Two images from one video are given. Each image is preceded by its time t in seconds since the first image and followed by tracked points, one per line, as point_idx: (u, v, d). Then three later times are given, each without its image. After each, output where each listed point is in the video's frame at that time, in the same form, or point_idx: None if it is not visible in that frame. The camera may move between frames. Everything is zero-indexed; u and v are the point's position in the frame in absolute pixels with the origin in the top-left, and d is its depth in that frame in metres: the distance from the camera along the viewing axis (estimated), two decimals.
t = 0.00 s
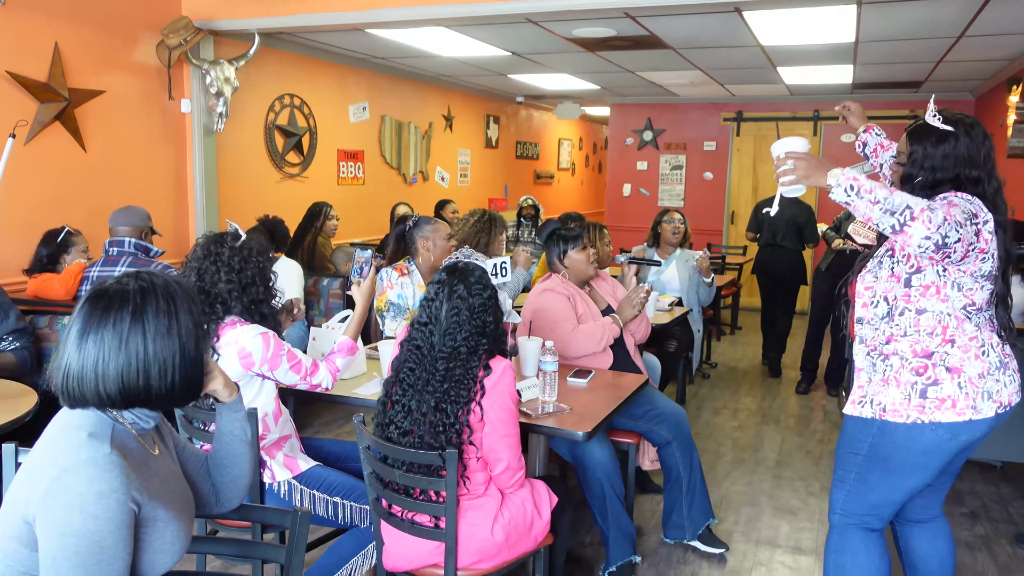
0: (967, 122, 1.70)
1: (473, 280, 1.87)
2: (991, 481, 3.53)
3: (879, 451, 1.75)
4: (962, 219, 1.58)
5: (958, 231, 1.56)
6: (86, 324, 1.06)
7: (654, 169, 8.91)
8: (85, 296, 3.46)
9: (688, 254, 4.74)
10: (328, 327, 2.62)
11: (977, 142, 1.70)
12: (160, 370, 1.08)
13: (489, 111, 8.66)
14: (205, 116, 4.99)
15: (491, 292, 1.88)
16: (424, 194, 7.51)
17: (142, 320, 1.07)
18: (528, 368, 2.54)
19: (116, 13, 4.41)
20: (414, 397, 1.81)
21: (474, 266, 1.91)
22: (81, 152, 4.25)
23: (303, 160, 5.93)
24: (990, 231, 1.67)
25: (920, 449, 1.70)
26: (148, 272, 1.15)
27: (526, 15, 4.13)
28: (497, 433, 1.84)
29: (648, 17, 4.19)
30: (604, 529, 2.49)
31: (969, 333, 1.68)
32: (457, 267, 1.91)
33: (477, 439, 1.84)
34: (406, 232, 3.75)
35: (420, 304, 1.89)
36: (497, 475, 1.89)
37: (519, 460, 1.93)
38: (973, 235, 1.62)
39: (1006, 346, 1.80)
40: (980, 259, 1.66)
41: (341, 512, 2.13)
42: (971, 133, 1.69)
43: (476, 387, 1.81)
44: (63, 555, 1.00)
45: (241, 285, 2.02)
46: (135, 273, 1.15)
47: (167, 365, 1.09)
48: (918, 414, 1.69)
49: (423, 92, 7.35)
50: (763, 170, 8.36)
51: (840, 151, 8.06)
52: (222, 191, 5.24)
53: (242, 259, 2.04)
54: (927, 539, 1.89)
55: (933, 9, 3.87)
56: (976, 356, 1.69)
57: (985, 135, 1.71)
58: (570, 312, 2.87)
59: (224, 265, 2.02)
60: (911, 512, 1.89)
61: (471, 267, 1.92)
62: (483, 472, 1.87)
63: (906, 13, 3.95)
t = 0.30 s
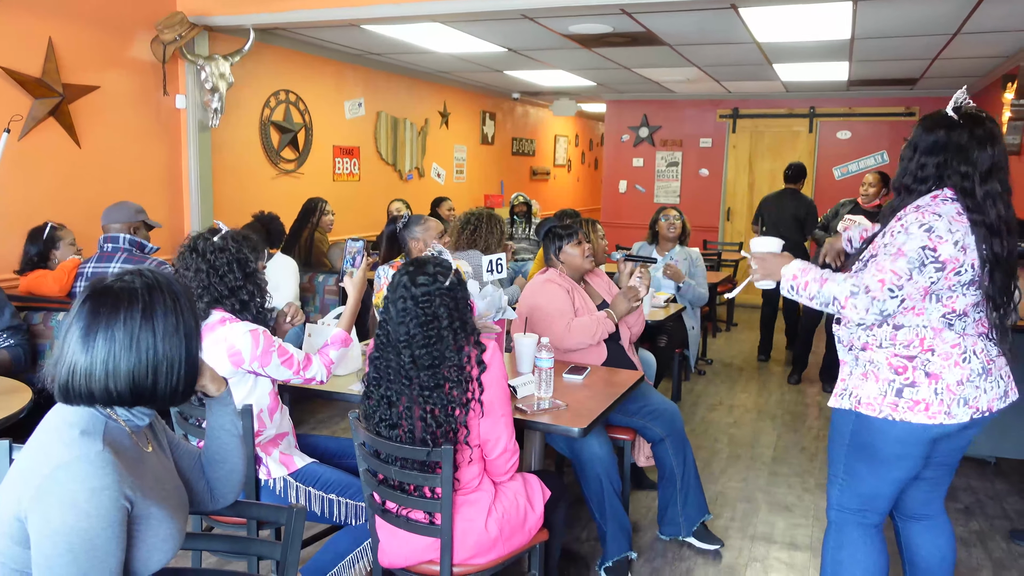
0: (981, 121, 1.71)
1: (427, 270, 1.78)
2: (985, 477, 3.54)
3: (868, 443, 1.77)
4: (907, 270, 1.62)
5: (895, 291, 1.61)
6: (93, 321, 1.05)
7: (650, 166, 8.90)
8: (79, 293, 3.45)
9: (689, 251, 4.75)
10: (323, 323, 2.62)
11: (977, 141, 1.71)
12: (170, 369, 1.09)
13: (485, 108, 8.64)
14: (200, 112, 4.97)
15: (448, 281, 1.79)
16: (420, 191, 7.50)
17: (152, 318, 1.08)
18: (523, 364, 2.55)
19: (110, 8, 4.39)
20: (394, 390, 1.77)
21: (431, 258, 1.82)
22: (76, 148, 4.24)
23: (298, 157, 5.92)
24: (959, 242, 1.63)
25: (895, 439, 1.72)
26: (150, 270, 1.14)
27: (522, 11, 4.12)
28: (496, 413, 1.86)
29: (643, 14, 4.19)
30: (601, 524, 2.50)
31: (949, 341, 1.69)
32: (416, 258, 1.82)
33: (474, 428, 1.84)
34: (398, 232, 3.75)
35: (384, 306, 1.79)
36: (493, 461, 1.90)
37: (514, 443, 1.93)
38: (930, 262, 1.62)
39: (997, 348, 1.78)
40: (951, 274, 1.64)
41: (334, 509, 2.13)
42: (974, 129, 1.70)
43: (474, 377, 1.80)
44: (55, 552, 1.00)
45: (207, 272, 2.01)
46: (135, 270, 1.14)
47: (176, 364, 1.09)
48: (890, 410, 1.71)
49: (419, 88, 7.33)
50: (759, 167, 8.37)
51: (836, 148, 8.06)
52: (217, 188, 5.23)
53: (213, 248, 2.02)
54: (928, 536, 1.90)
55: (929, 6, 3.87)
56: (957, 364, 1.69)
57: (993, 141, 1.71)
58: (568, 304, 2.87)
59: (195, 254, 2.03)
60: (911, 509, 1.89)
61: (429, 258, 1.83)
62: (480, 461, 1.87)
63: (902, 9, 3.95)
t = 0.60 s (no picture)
0: (925, 126, 1.70)
1: (408, 272, 1.80)
2: (981, 477, 3.55)
3: (859, 446, 1.77)
4: (841, 284, 1.71)
5: (840, 309, 1.71)
6: (79, 320, 1.05)
7: (647, 166, 8.91)
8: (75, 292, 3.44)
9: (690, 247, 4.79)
10: (320, 323, 2.62)
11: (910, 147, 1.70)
12: (157, 367, 1.08)
13: (482, 108, 8.64)
14: (196, 111, 4.96)
15: (431, 278, 1.80)
16: (416, 190, 7.50)
17: (138, 316, 1.07)
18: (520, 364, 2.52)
19: (106, 7, 4.38)
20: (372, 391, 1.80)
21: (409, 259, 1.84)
22: (71, 147, 4.23)
23: (295, 156, 5.91)
24: (885, 240, 1.68)
25: (883, 439, 1.73)
26: (141, 268, 1.14)
27: (520, 11, 4.12)
28: (503, 416, 1.83)
29: (641, 14, 4.19)
30: (598, 524, 2.50)
31: (916, 335, 1.70)
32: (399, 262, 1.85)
33: (472, 434, 1.81)
34: (399, 232, 3.74)
35: (380, 304, 1.82)
36: (498, 463, 1.88)
37: (518, 444, 1.91)
38: (859, 266, 1.69)
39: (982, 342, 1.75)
40: (889, 271, 1.69)
41: (332, 511, 2.12)
42: (910, 134, 1.70)
43: (456, 391, 1.77)
44: (52, 551, 1.00)
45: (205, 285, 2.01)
46: (128, 268, 1.14)
47: (164, 362, 1.08)
48: (874, 412, 1.72)
49: (416, 88, 7.33)
50: (756, 168, 8.38)
51: (832, 148, 8.07)
52: (213, 187, 5.22)
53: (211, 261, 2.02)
54: (923, 540, 1.90)
55: (926, 7, 3.88)
56: (929, 357, 1.70)
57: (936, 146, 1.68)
58: (558, 296, 2.90)
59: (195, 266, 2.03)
60: (905, 511, 1.90)
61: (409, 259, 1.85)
62: (483, 463, 1.86)
63: (899, 11, 3.96)
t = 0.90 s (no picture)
0: (890, 130, 1.70)
1: (434, 272, 1.81)
2: (972, 473, 3.57)
3: (827, 443, 1.80)
4: (805, 277, 1.75)
5: (806, 301, 1.74)
6: (67, 320, 1.04)
7: (640, 165, 8.92)
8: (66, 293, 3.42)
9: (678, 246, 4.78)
10: (314, 322, 2.61)
11: (875, 154, 1.71)
12: (143, 369, 1.08)
13: (475, 107, 8.64)
14: (188, 111, 4.95)
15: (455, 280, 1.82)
16: (409, 189, 7.49)
17: (127, 317, 1.07)
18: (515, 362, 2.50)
19: (97, 7, 4.36)
20: (384, 395, 1.78)
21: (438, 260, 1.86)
22: (62, 147, 4.21)
23: (287, 156, 5.90)
24: (841, 236, 1.72)
25: (845, 439, 1.75)
26: (129, 268, 1.13)
27: (511, 10, 4.11)
28: (500, 431, 1.84)
29: (633, 13, 4.20)
30: (594, 520, 2.50)
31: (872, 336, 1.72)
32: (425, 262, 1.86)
33: (464, 443, 1.81)
34: (398, 229, 3.72)
35: (393, 306, 1.82)
36: (492, 473, 1.89)
37: (513, 458, 1.92)
38: (819, 259, 1.73)
39: (947, 348, 1.72)
40: (846, 267, 1.72)
41: (324, 511, 2.13)
42: (875, 142, 1.71)
43: (460, 395, 1.78)
44: (41, 552, 0.99)
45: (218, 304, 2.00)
46: (115, 269, 1.13)
47: (150, 364, 1.08)
48: (834, 418, 1.75)
49: (408, 87, 7.32)
50: (748, 166, 8.40)
51: (824, 146, 8.10)
52: (205, 187, 5.20)
53: (227, 282, 2.00)
54: (908, 536, 1.90)
55: (916, 5, 3.89)
56: (882, 358, 1.71)
57: (902, 154, 1.68)
58: (549, 294, 2.91)
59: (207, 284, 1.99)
60: (888, 508, 1.90)
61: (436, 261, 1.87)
62: (478, 470, 1.86)
63: (890, 9, 3.97)
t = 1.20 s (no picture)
0: (891, 123, 1.72)
1: (455, 279, 1.85)
2: (969, 475, 3.57)
3: (808, 436, 1.84)
4: (797, 258, 1.77)
5: (790, 280, 1.77)
6: (75, 322, 1.04)
7: (637, 167, 8.93)
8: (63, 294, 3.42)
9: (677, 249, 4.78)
10: (311, 323, 2.59)
11: (878, 147, 1.73)
12: (153, 374, 1.07)
13: (473, 108, 8.64)
14: (186, 112, 4.95)
15: (472, 292, 1.86)
16: (407, 191, 7.49)
17: (136, 321, 1.06)
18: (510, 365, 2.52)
19: (96, 7, 4.36)
20: (387, 387, 1.81)
21: (465, 265, 1.89)
22: (59, 148, 4.20)
23: (285, 157, 5.90)
24: (839, 226, 1.73)
25: (822, 428, 1.79)
26: (135, 271, 1.13)
27: (510, 12, 4.12)
28: (487, 430, 1.84)
29: (631, 15, 4.21)
30: (590, 523, 2.50)
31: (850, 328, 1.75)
32: (446, 262, 1.90)
33: (452, 445, 1.83)
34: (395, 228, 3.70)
35: (409, 293, 1.87)
36: (483, 472, 1.89)
37: (504, 456, 1.93)
38: (816, 244, 1.74)
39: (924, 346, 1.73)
40: (841, 257, 1.74)
41: (322, 513, 2.12)
42: (879, 134, 1.73)
43: (451, 397, 1.79)
44: (38, 553, 0.99)
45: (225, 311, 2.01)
46: (121, 271, 1.12)
47: (159, 368, 1.07)
48: (806, 403, 1.80)
49: (406, 88, 7.32)
50: (746, 168, 8.42)
51: (821, 149, 8.11)
52: (202, 188, 5.20)
53: (231, 292, 2.01)
54: (906, 544, 1.89)
55: (913, 8, 3.90)
56: (854, 348, 1.74)
57: (906, 144, 1.70)
58: (539, 293, 2.93)
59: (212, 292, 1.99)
60: (885, 513, 1.89)
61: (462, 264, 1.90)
62: (470, 469, 1.87)
63: (887, 11, 3.98)
